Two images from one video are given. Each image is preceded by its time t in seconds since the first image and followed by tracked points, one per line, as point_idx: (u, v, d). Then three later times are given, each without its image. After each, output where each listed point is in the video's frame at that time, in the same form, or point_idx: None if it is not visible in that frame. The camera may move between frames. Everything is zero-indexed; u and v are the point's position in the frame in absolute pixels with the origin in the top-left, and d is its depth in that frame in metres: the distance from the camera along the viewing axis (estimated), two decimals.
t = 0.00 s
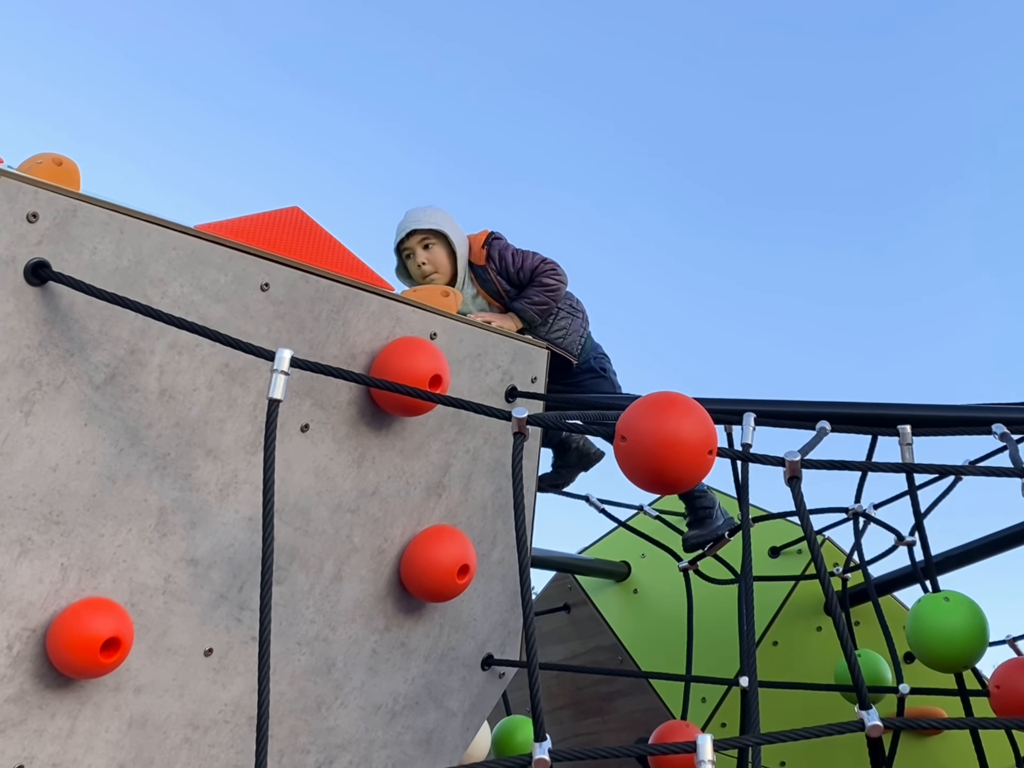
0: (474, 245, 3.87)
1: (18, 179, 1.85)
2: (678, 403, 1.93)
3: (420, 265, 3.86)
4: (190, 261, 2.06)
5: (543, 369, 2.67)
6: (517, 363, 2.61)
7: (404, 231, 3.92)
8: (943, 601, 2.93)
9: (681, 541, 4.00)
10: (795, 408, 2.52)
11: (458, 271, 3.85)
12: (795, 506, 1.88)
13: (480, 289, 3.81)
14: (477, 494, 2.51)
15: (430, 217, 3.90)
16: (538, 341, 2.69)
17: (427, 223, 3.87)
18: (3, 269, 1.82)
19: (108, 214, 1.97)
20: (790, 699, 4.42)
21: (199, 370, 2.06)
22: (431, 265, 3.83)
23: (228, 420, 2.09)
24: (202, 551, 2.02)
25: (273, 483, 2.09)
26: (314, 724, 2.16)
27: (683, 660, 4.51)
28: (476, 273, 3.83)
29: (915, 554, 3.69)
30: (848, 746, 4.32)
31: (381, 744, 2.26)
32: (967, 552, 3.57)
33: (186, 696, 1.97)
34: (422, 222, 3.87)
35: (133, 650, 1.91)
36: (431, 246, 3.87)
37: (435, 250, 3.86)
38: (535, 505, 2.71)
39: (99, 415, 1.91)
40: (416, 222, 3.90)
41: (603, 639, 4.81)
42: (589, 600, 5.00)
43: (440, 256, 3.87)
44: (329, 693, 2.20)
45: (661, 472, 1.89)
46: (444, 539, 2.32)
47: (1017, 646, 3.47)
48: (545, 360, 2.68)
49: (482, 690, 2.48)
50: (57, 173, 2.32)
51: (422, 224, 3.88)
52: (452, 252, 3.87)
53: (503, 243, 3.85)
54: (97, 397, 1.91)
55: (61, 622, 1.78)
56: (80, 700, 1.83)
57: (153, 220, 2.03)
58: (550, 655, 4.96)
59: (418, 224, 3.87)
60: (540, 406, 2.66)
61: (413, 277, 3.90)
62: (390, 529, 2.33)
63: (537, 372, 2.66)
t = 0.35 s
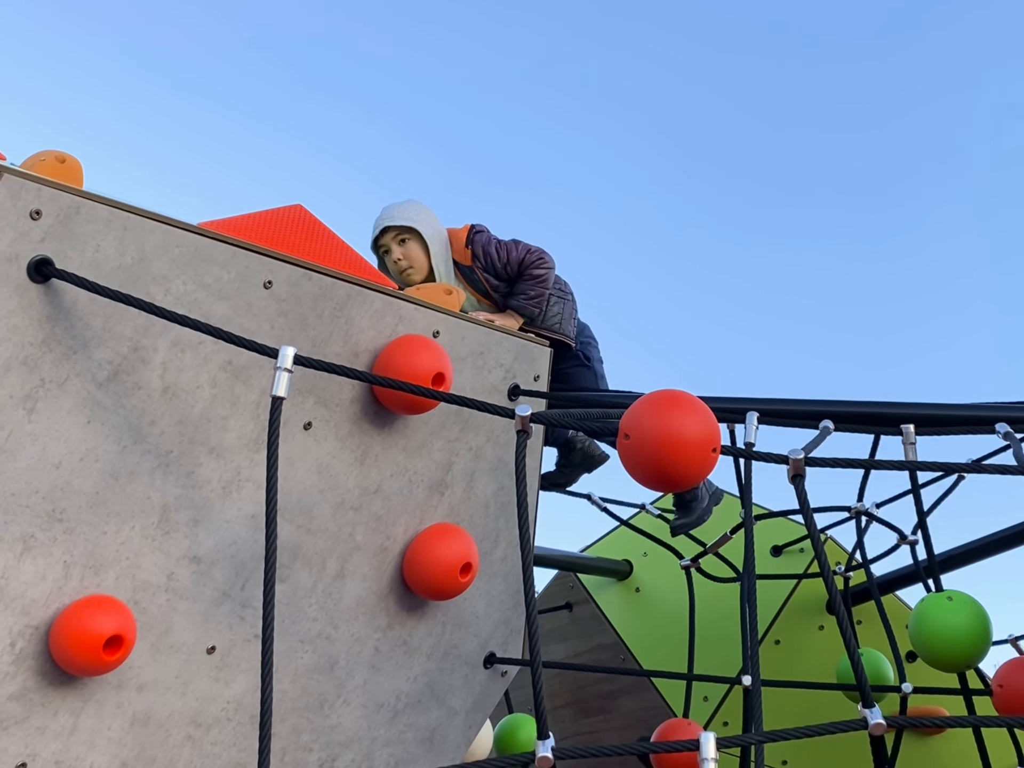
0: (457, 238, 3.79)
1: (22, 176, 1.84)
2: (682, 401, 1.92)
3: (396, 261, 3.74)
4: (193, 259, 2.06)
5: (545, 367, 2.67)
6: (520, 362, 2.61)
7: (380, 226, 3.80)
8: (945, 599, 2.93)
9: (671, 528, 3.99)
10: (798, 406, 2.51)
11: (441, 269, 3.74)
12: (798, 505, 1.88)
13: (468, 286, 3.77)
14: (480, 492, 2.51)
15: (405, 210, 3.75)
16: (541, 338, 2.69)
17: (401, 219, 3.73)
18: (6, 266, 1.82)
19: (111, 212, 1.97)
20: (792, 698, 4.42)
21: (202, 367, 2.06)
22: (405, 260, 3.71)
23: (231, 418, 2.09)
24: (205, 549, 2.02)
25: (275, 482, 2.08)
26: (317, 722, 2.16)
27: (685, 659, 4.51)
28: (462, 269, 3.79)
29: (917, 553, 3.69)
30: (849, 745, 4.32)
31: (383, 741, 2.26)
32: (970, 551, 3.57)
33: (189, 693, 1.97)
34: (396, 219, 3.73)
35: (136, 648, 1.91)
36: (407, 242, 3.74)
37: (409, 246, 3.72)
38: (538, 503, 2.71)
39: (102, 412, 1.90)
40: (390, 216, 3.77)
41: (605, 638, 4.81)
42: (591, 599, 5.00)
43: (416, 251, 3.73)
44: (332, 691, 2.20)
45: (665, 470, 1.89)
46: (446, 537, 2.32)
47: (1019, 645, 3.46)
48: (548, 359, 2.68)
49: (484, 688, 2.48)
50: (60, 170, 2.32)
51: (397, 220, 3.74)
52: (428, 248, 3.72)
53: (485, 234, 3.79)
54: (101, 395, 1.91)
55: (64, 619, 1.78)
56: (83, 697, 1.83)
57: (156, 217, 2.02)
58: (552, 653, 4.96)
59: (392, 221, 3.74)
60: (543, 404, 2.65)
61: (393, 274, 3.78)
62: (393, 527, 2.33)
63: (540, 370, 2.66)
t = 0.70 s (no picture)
0: (451, 230, 3.78)
1: (25, 174, 1.84)
2: (685, 401, 1.92)
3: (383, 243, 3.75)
4: (196, 257, 2.06)
5: (548, 366, 2.67)
6: (522, 360, 2.62)
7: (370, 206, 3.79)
8: (948, 598, 2.93)
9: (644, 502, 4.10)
10: (801, 405, 2.51)
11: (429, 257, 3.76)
12: (802, 505, 1.87)
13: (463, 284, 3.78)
14: (482, 491, 2.51)
15: (403, 195, 3.75)
16: (543, 337, 2.69)
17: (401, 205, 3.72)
18: (10, 264, 1.82)
19: (114, 210, 1.97)
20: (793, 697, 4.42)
21: (205, 366, 2.06)
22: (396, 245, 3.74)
23: (234, 416, 2.09)
24: (208, 547, 2.02)
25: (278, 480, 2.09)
26: (319, 720, 2.16)
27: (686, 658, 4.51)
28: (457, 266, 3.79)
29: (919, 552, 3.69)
30: (850, 744, 4.33)
31: (385, 740, 2.26)
32: (971, 551, 3.56)
33: (192, 692, 1.98)
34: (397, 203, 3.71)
35: (139, 646, 1.91)
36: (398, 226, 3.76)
37: (403, 232, 3.74)
38: (540, 502, 2.71)
39: (105, 411, 1.91)
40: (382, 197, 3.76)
41: (607, 636, 4.81)
42: (593, 597, 5.00)
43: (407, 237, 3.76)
44: (334, 689, 2.20)
45: (668, 470, 1.89)
46: (449, 536, 2.32)
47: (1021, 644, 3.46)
48: (550, 357, 2.68)
49: (486, 687, 2.48)
50: (63, 168, 2.32)
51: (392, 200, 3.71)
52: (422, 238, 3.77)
53: (478, 227, 3.78)
54: (104, 393, 1.91)
55: (68, 617, 1.78)
56: (85, 695, 1.83)
57: (159, 216, 2.02)
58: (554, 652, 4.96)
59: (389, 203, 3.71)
60: (545, 402, 2.66)
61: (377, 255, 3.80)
62: (395, 526, 2.33)
63: (542, 369, 2.66)
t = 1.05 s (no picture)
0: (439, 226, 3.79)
1: (28, 174, 1.84)
2: (686, 401, 1.93)
3: (377, 238, 3.74)
4: (198, 257, 2.06)
5: (549, 366, 2.68)
6: (523, 360, 2.62)
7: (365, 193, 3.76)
8: (949, 598, 2.94)
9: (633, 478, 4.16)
10: (802, 405, 2.52)
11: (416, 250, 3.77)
12: (802, 505, 1.88)
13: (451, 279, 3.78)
14: (483, 491, 2.52)
15: (392, 183, 3.74)
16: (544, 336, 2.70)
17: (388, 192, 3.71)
18: (13, 264, 1.82)
19: (117, 210, 1.97)
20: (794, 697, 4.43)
21: (207, 365, 2.06)
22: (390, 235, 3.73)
23: (236, 415, 2.09)
24: (210, 546, 2.03)
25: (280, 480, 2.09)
26: (320, 719, 2.17)
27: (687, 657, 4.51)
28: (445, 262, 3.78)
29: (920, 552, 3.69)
30: (850, 743, 4.33)
31: (386, 739, 2.27)
32: (972, 550, 3.57)
33: (194, 691, 1.98)
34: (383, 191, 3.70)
35: (141, 645, 1.91)
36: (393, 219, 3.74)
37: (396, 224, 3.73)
38: (540, 501, 2.71)
39: (108, 410, 1.91)
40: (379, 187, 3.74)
41: (608, 635, 4.81)
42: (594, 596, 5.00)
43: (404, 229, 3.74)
44: (336, 688, 2.20)
45: (669, 470, 1.89)
46: (450, 536, 2.32)
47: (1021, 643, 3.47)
48: (551, 356, 2.68)
49: (487, 686, 2.49)
50: (65, 168, 2.33)
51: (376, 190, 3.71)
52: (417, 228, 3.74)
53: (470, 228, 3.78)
54: (106, 392, 1.91)
55: (71, 616, 1.79)
56: (87, 694, 1.83)
57: (161, 216, 2.03)
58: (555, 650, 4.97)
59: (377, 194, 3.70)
60: (547, 402, 2.66)
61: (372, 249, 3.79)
62: (396, 525, 2.33)
63: (543, 368, 2.66)
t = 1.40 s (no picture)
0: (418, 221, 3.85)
1: (30, 174, 1.85)
2: (686, 401, 1.93)
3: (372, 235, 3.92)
4: (199, 257, 2.07)
5: (550, 366, 2.68)
6: (525, 360, 2.62)
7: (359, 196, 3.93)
8: (949, 598, 2.94)
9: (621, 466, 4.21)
10: (802, 405, 2.52)
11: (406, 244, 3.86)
12: (802, 506, 1.88)
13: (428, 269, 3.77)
14: (484, 491, 2.52)
15: (385, 184, 3.90)
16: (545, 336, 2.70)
17: (376, 190, 3.88)
18: (14, 264, 1.82)
19: (118, 210, 1.97)
20: (795, 696, 4.43)
21: (209, 365, 2.06)
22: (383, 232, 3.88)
23: (237, 415, 2.09)
24: (211, 546, 2.03)
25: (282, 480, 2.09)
26: (321, 718, 2.17)
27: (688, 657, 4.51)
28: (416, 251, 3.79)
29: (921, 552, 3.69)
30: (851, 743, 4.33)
31: (387, 738, 2.27)
32: (974, 550, 3.57)
33: (195, 690, 1.98)
34: (372, 190, 3.88)
35: (142, 644, 1.92)
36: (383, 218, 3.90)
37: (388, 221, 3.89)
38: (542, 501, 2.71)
39: (109, 410, 1.91)
40: (370, 189, 3.91)
41: (609, 635, 4.81)
42: (595, 596, 5.00)
43: (394, 227, 3.88)
44: (336, 687, 2.20)
45: (669, 470, 1.90)
46: (451, 536, 2.32)
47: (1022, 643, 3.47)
48: (552, 356, 2.69)
49: (488, 686, 2.49)
50: (67, 168, 2.33)
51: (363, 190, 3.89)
52: (406, 226, 3.86)
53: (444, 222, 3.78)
54: (108, 392, 1.91)
55: (72, 616, 1.79)
56: (89, 693, 1.84)
57: (163, 216, 2.03)
58: (556, 650, 4.97)
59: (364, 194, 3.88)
60: (548, 401, 2.66)
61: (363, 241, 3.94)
62: (398, 525, 2.34)
63: (544, 368, 2.67)
